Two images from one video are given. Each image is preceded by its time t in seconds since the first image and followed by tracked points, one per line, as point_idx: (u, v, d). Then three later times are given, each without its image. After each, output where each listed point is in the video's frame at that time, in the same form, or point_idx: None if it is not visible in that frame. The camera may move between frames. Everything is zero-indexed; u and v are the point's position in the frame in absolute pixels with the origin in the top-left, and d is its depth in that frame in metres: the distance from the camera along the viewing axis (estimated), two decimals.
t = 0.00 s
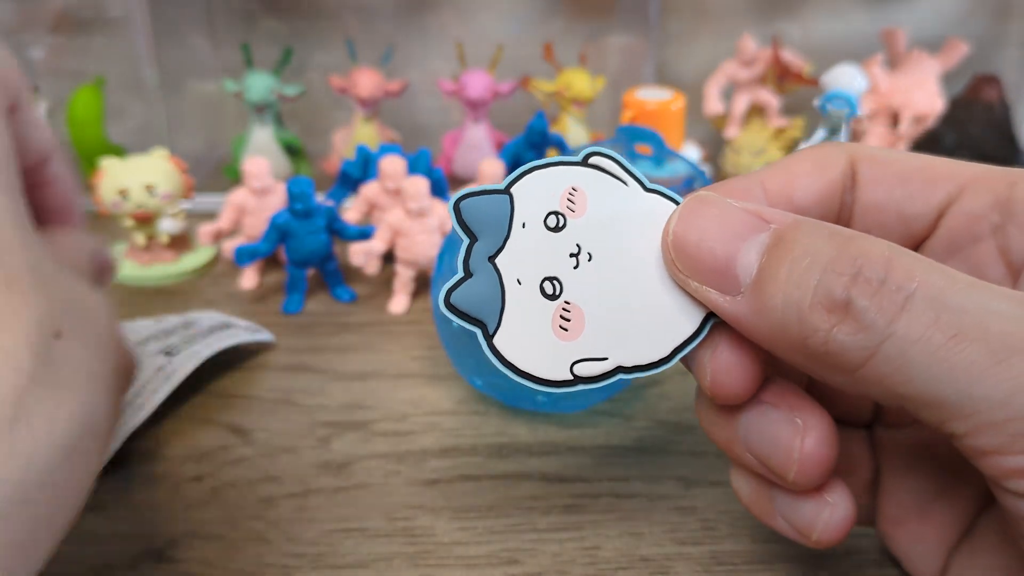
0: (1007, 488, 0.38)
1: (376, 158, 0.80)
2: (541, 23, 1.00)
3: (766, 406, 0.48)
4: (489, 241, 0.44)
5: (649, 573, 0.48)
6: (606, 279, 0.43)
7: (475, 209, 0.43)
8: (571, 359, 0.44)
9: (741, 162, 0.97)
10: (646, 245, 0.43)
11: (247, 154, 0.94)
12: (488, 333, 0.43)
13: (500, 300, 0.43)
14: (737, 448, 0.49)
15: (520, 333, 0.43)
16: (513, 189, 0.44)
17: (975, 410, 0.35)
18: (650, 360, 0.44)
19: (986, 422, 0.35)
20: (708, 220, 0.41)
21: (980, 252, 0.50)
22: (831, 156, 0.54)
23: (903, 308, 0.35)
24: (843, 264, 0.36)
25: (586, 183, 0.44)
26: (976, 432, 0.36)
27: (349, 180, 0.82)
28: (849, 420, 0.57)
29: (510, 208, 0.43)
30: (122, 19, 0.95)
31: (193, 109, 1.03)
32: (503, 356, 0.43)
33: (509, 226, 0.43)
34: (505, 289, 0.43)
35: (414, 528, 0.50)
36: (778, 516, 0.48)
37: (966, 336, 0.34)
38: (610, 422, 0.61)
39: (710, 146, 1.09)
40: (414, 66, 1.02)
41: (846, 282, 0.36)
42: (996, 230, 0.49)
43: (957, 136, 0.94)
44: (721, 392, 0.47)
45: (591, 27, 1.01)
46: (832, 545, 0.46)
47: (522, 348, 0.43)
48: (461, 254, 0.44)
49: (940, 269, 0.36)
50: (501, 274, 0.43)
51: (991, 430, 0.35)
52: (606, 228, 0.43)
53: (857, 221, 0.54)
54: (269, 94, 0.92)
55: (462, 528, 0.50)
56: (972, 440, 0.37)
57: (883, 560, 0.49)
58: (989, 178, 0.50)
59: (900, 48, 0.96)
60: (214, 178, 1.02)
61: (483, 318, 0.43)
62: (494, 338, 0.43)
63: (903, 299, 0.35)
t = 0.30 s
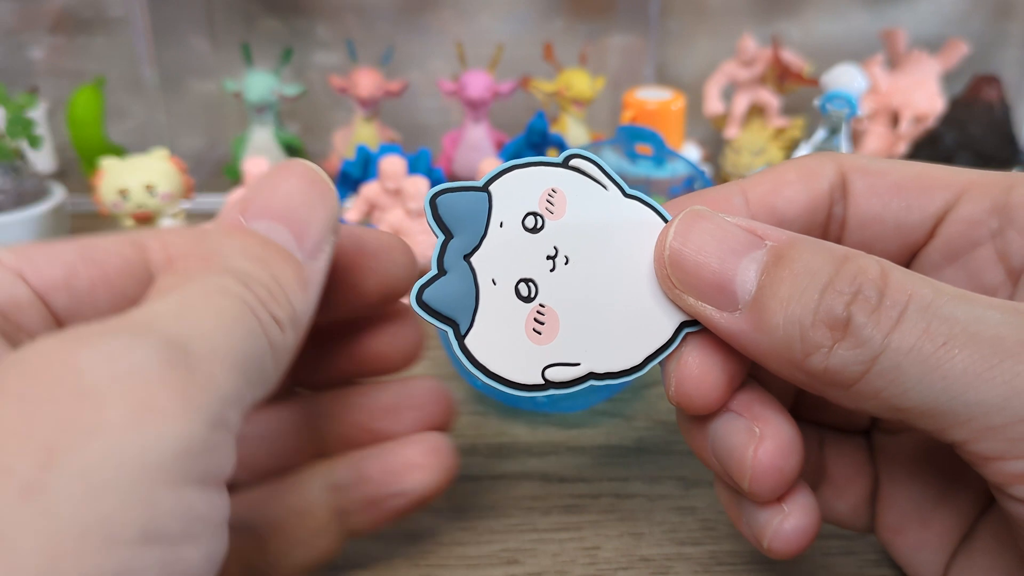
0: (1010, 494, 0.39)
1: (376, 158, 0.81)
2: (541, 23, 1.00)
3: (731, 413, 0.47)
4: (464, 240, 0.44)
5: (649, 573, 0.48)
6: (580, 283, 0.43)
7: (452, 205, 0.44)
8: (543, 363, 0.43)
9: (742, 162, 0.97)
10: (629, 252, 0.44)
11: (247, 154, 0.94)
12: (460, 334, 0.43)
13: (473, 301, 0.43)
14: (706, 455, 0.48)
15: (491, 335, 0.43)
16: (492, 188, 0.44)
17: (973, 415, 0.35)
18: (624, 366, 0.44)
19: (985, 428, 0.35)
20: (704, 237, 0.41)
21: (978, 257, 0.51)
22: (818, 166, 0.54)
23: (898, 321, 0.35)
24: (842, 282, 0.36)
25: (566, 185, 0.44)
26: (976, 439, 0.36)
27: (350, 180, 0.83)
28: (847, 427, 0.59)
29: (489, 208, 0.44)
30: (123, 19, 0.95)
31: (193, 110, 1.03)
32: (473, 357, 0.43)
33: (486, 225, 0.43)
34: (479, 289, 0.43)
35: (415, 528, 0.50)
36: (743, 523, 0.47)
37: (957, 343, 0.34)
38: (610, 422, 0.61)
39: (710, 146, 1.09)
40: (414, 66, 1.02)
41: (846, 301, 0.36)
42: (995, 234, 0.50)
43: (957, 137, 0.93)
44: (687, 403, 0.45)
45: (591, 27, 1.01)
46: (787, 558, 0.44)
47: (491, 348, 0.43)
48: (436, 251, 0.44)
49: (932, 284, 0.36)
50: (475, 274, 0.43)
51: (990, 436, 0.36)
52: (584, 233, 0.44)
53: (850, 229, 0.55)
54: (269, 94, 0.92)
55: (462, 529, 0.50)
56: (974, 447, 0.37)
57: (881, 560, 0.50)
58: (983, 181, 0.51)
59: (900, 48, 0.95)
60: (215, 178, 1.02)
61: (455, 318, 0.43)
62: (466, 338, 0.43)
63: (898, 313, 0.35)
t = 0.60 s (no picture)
0: (1001, 510, 0.39)
1: (376, 158, 0.81)
2: (541, 23, 1.00)
3: (716, 427, 0.46)
4: (447, 262, 0.44)
5: (650, 573, 0.48)
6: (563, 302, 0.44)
7: (435, 228, 0.44)
8: (527, 383, 0.44)
9: (742, 162, 0.97)
10: (610, 271, 0.45)
11: (247, 154, 0.94)
12: (444, 355, 0.44)
13: (456, 322, 0.44)
14: (693, 465, 0.48)
15: (475, 357, 0.44)
16: (473, 210, 0.45)
17: (956, 436, 0.35)
18: (607, 385, 0.44)
19: (971, 447, 0.36)
20: (687, 257, 0.41)
21: (968, 264, 0.52)
22: (805, 174, 0.54)
23: (881, 342, 0.35)
24: (824, 304, 0.36)
25: (547, 206, 0.45)
26: (962, 457, 0.36)
27: (350, 180, 0.83)
28: (842, 433, 0.58)
29: (471, 230, 0.45)
30: (123, 19, 0.95)
31: (194, 109, 1.03)
32: (458, 378, 0.44)
33: (468, 246, 0.44)
34: (462, 311, 0.44)
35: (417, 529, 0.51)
36: (729, 531, 0.47)
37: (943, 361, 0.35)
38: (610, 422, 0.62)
39: (710, 146, 1.09)
40: (415, 66, 1.02)
41: (830, 323, 0.36)
42: (984, 241, 0.50)
43: (957, 136, 0.94)
44: (673, 418, 0.45)
45: (591, 27, 1.01)
46: (775, 567, 0.45)
47: (475, 370, 0.44)
48: (419, 274, 0.44)
49: (915, 300, 0.36)
50: (458, 296, 0.44)
51: (975, 455, 0.36)
52: (564, 253, 0.45)
53: (839, 237, 0.54)
54: (269, 94, 0.92)
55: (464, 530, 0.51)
56: (962, 464, 0.37)
57: (880, 560, 0.52)
58: (972, 188, 0.51)
59: (900, 48, 0.95)
60: (214, 178, 1.03)
61: (439, 339, 0.44)
62: (450, 360, 0.44)
63: (880, 335, 0.35)
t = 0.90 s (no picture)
0: None
1: (376, 158, 0.81)
2: (541, 23, 1.00)
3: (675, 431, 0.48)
4: (418, 259, 0.46)
5: (650, 573, 0.48)
6: (534, 297, 0.45)
7: (405, 224, 0.46)
8: (501, 377, 0.46)
9: (742, 162, 0.98)
10: (584, 265, 0.45)
11: (247, 155, 0.94)
12: (418, 351, 0.46)
13: (429, 319, 0.46)
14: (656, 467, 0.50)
15: (448, 352, 0.46)
16: (444, 204, 0.46)
17: (983, 407, 0.36)
18: (581, 378, 0.46)
19: (999, 416, 0.36)
20: (725, 261, 0.44)
21: (962, 266, 0.52)
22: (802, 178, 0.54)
23: (908, 330, 0.37)
24: (864, 302, 0.39)
25: (516, 199, 0.45)
26: (993, 432, 0.37)
27: (350, 180, 0.83)
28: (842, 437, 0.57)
29: (442, 226, 0.46)
30: (123, 19, 0.96)
31: (194, 110, 1.03)
32: (432, 373, 0.46)
33: (438, 243, 0.46)
34: (435, 306, 0.46)
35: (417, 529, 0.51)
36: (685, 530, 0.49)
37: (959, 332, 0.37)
38: (610, 422, 0.62)
39: (710, 146, 1.09)
40: (415, 66, 1.02)
41: (866, 317, 0.38)
42: (977, 242, 0.50)
43: (957, 136, 0.94)
44: (632, 419, 0.47)
45: (591, 27, 1.01)
46: (716, 568, 0.47)
47: (448, 365, 0.46)
48: (391, 271, 0.46)
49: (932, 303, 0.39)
50: (430, 292, 0.46)
51: (1006, 426, 0.36)
52: (535, 248, 0.45)
53: (828, 244, 0.54)
54: (269, 94, 0.92)
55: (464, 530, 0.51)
56: (991, 441, 0.37)
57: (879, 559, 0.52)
58: (962, 190, 0.51)
59: (900, 48, 0.95)
60: (214, 178, 1.03)
61: (412, 337, 0.46)
62: (424, 356, 0.46)
63: (907, 324, 0.38)
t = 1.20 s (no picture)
0: (1019, 496, 0.39)
1: (376, 158, 0.81)
2: (541, 23, 1.00)
3: (682, 443, 0.48)
4: (420, 258, 0.46)
5: (649, 573, 0.48)
6: (537, 296, 0.45)
7: (408, 223, 0.46)
8: (504, 377, 0.46)
9: (742, 162, 0.98)
10: (586, 264, 0.45)
11: (247, 155, 0.94)
12: (420, 350, 0.46)
13: (431, 319, 0.46)
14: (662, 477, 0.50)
15: (450, 351, 0.46)
16: (447, 203, 0.46)
17: (974, 415, 0.36)
18: (582, 378, 0.46)
19: (990, 425, 0.36)
20: (723, 278, 0.44)
21: (951, 266, 0.51)
22: (804, 180, 0.54)
23: (899, 340, 0.38)
24: (858, 315, 0.40)
25: (520, 200, 0.45)
26: (985, 440, 0.37)
27: (350, 180, 0.83)
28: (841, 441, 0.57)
29: (445, 225, 0.46)
30: (123, 19, 0.95)
31: (194, 110, 1.03)
32: (434, 372, 0.46)
33: (441, 242, 0.46)
34: (437, 305, 0.46)
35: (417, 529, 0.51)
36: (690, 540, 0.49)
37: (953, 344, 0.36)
38: (610, 422, 0.62)
39: (710, 146, 1.09)
40: (415, 66, 1.02)
41: (861, 329, 0.39)
42: (967, 244, 0.50)
43: (957, 136, 0.94)
44: (645, 431, 0.47)
45: (591, 27, 1.01)
46: None
47: (452, 366, 0.46)
48: (394, 270, 0.46)
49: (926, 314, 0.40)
50: (432, 291, 0.46)
51: (996, 435, 0.36)
52: (538, 248, 0.45)
53: (833, 241, 0.55)
54: (269, 94, 0.92)
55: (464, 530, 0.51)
56: (983, 448, 0.37)
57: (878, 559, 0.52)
58: (956, 192, 0.51)
59: (901, 48, 0.95)
60: (214, 178, 1.03)
61: (415, 335, 0.46)
62: (426, 355, 0.46)
63: (899, 334, 0.38)
